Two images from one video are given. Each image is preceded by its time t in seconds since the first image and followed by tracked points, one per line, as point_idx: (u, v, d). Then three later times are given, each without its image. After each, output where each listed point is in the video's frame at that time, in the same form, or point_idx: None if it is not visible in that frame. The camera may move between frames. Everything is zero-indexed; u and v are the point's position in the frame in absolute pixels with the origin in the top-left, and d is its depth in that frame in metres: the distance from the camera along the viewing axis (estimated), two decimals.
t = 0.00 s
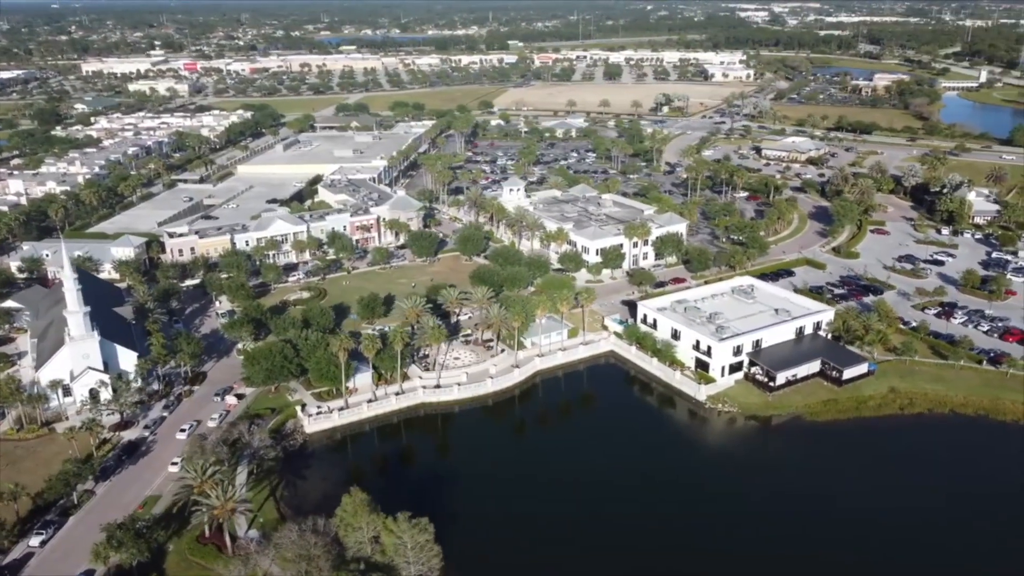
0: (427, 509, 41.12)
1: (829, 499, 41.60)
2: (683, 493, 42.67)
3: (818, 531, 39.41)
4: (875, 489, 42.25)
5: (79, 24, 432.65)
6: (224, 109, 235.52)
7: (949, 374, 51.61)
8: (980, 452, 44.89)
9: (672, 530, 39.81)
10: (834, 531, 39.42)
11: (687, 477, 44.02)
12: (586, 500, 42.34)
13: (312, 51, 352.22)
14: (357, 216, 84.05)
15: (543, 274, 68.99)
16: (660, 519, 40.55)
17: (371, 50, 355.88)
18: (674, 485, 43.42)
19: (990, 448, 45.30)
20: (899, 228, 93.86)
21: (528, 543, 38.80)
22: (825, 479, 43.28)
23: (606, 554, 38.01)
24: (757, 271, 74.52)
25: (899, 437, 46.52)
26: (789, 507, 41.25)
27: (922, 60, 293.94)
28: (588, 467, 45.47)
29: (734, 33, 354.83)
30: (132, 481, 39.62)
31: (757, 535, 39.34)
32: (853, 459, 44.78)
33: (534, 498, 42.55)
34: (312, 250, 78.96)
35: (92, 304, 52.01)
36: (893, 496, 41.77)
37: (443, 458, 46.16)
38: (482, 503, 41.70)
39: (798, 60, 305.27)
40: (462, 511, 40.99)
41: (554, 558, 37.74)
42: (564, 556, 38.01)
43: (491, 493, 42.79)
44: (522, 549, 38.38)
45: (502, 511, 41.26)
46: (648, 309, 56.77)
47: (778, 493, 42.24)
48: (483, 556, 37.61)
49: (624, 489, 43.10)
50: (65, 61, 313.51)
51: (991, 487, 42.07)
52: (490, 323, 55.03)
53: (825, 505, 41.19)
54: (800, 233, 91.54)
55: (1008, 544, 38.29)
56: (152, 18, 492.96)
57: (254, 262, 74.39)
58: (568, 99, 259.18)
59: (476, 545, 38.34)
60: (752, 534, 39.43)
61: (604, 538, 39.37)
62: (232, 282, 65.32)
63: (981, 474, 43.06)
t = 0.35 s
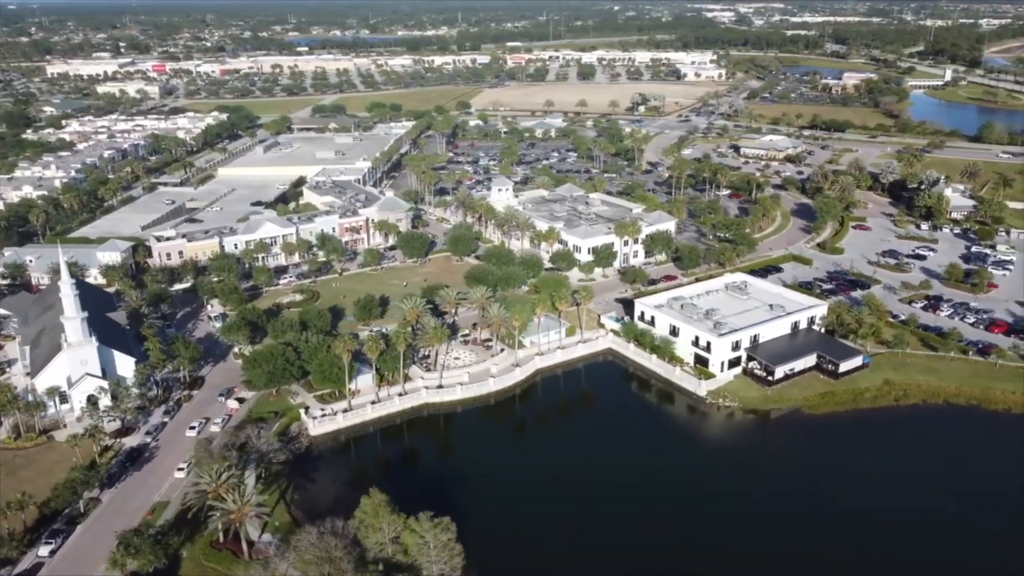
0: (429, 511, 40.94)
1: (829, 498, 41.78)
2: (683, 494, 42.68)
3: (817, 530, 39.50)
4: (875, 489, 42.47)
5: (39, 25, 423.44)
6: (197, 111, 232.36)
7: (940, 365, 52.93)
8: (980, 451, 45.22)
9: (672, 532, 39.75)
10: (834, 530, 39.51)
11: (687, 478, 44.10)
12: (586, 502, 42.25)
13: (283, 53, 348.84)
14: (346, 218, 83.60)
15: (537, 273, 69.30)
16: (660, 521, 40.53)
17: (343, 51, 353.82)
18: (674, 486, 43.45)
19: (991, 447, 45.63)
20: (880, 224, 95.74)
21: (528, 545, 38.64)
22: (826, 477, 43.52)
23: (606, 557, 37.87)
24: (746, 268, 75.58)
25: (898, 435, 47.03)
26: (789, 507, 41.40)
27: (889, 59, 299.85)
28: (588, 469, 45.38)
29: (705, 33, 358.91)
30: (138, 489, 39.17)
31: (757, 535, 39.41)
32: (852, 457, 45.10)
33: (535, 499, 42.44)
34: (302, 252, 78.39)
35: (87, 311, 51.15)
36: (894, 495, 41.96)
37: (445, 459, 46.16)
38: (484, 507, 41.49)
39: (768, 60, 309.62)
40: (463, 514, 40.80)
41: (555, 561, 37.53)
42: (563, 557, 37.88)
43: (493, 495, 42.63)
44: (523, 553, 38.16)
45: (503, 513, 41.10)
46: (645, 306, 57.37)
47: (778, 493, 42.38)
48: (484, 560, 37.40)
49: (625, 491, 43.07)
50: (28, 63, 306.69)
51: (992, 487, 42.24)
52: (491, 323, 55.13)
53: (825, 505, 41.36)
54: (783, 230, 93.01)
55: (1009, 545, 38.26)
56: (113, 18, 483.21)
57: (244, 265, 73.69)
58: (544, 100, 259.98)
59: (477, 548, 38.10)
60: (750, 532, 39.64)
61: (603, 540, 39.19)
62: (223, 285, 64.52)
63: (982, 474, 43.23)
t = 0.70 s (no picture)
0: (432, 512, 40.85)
1: (829, 498, 42.17)
2: (683, 495, 42.85)
3: (817, 530, 39.83)
4: (875, 489, 42.94)
5: None
6: (166, 114, 228.24)
7: (928, 356, 54.52)
8: (979, 450, 45.75)
9: (672, 533, 39.80)
10: (836, 531, 39.77)
11: (688, 477, 44.36)
12: (586, 502, 42.28)
13: (249, 54, 344.41)
14: (333, 220, 83.09)
15: (528, 272, 69.64)
16: (661, 521, 40.64)
17: (310, 52, 350.79)
18: (674, 486, 43.61)
19: (989, 447, 46.14)
20: (858, 219, 97.87)
21: (530, 547, 38.58)
22: (826, 477, 43.94)
23: (607, 557, 37.91)
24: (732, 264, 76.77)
25: (895, 433, 47.76)
26: (789, 506, 41.77)
27: (851, 58, 305.87)
28: (588, 469, 45.43)
29: (673, 33, 362.76)
30: (144, 496, 38.67)
31: (757, 535, 39.63)
32: (851, 456, 45.67)
33: (537, 500, 42.43)
34: (290, 255, 77.64)
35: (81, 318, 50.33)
36: (893, 495, 42.38)
37: (449, 460, 46.13)
38: (486, 508, 41.42)
39: (735, 60, 313.89)
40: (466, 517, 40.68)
41: (555, 561, 37.56)
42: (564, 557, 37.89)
43: (495, 497, 42.56)
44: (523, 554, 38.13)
45: (504, 514, 41.10)
46: (641, 303, 58.04)
47: (779, 492, 42.75)
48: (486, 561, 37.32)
49: (626, 491, 43.14)
50: None
51: (991, 488, 42.64)
52: (490, 323, 55.29)
53: (825, 504, 41.74)
54: (765, 226, 94.57)
55: (1008, 548, 38.52)
56: (71, 19, 472.59)
57: (233, 269, 72.90)
58: (516, 100, 260.51)
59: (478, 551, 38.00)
60: (748, 529, 39.98)
61: (604, 540, 39.28)
62: (213, 289, 63.69)
63: (981, 475, 43.65)
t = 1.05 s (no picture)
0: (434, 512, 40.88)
1: (829, 497, 42.46)
2: (683, 495, 43.02)
3: (815, 528, 40.09)
4: (875, 486, 43.28)
5: None
6: (139, 116, 224.52)
7: (919, 347, 55.86)
8: (978, 447, 46.07)
9: (671, 534, 39.89)
10: (836, 530, 39.94)
11: (688, 477, 44.58)
12: (586, 502, 42.43)
13: (217, 55, 340.03)
14: (321, 221, 82.57)
15: (521, 271, 69.94)
16: (660, 522, 40.74)
17: (281, 53, 347.57)
18: (674, 486, 43.78)
19: (989, 444, 46.42)
20: (840, 215, 99.51)
21: (530, 548, 38.60)
22: (825, 476, 44.22)
23: (606, 557, 37.96)
24: (720, 261, 77.74)
25: (892, 429, 48.35)
26: (788, 505, 42.04)
27: (819, 58, 310.78)
28: (588, 469, 45.51)
29: (645, 33, 365.59)
30: (151, 502, 38.25)
31: (757, 534, 39.76)
32: (850, 453, 46.11)
33: (537, 501, 42.52)
34: (280, 257, 77.00)
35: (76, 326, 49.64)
36: (894, 493, 42.64)
37: (451, 461, 46.25)
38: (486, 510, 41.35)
39: (706, 60, 317.30)
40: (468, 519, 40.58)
41: (554, 561, 37.65)
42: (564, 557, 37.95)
43: (497, 497, 42.58)
44: (522, 554, 38.22)
45: (505, 514, 41.16)
46: (638, 301, 58.64)
47: (779, 492, 42.98)
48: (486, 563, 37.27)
49: (626, 492, 43.20)
50: None
51: (992, 486, 42.75)
52: (489, 323, 55.37)
53: (825, 503, 42.01)
54: (748, 224, 95.91)
55: (1008, 546, 38.55)
56: (31, 21, 461.85)
57: (222, 272, 72.18)
58: (493, 100, 260.76)
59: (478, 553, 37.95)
60: (746, 527, 40.31)
61: (604, 540, 39.43)
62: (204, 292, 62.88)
63: (982, 473, 43.79)
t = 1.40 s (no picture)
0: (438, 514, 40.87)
1: (827, 496, 43.04)
2: (683, 495, 43.45)
3: (813, 526, 40.73)
4: (873, 484, 43.94)
5: None
6: (107, 119, 220.28)
7: (907, 339, 57.40)
8: (974, 444, 46.81)
9: (672, 535, 40.27)
10: (834, 529, 40.50)
11: (688, 476, 45.02)
12: (589, 505, 42.56)
13: (181, 56, 334.26)
14: (308, 223, 81.94)
15: (513, 271, 70.19)
16: (660, 523, 41.11)
17: (248, 53, 343.08)
18: (674, 487, 44.14)
19: (988, 442, 46.98)
20: (818, 212, 101.31)
21: (534, 553, 38.61)
22: (824, 474, 44.85)
23: (609, 561, 38.14)
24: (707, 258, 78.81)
25: (887, 425, 49.23)
26: (787, 503, 42.64)
27: (784, 57, 315.91)
28: (589, 470, 45.72)
29: (613, 33, 368.26)
30: (157, 510, 37.84)
31: (757, 535, 40.22)
32: (847, 450, 46.81)
33: (540, 503, 42.62)
34: (268, 260, 76.25)
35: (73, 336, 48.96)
36: (891, 491, 43.29)
37: (454, 463, 46.29)
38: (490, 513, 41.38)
39: (675, 60, 320.63)
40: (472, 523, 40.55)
41: (558, 566, 37.74)
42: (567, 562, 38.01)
43: (500, 500, 42.61)
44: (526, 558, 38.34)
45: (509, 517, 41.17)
46: (633, 298, 59.28)
47: (778, 492, 43.48)
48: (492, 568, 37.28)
49: (627, 493, 43.49)
50: None
51: (990, 486, 43.28)
52: (487, 323, 55.57)
53: (823, 502, 42.60)
54: (730, 221, 97.31)
55: (1006, 547, 39.05)
56: None
57: (210, 276, 71.25)
58: (466, 101, 260.78)
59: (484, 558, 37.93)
60: (745, 526, 40.82)
61: (605, 542, 39.63)
62: (195, 296, 62.04)
63: (981, 473, 44.31)
